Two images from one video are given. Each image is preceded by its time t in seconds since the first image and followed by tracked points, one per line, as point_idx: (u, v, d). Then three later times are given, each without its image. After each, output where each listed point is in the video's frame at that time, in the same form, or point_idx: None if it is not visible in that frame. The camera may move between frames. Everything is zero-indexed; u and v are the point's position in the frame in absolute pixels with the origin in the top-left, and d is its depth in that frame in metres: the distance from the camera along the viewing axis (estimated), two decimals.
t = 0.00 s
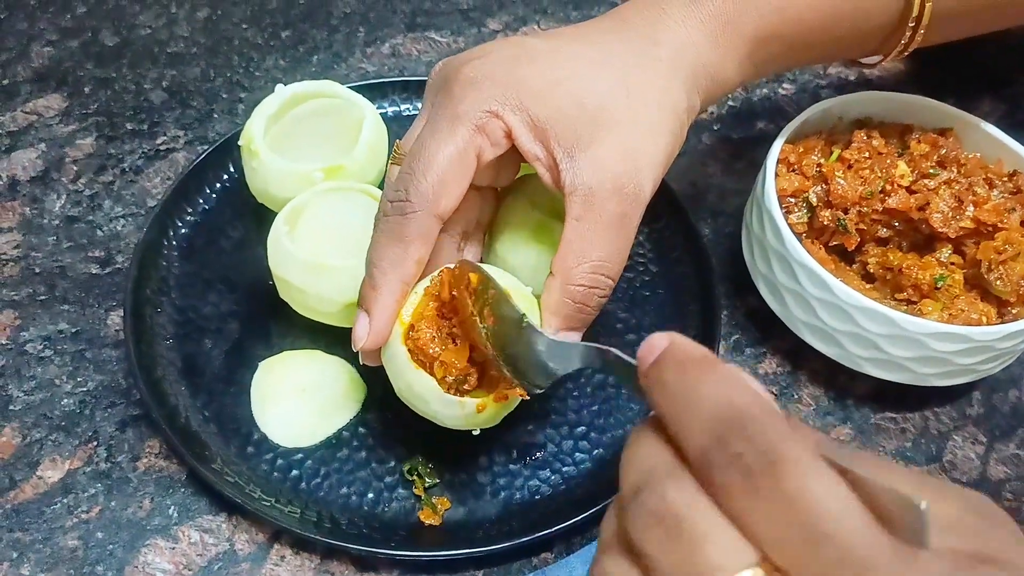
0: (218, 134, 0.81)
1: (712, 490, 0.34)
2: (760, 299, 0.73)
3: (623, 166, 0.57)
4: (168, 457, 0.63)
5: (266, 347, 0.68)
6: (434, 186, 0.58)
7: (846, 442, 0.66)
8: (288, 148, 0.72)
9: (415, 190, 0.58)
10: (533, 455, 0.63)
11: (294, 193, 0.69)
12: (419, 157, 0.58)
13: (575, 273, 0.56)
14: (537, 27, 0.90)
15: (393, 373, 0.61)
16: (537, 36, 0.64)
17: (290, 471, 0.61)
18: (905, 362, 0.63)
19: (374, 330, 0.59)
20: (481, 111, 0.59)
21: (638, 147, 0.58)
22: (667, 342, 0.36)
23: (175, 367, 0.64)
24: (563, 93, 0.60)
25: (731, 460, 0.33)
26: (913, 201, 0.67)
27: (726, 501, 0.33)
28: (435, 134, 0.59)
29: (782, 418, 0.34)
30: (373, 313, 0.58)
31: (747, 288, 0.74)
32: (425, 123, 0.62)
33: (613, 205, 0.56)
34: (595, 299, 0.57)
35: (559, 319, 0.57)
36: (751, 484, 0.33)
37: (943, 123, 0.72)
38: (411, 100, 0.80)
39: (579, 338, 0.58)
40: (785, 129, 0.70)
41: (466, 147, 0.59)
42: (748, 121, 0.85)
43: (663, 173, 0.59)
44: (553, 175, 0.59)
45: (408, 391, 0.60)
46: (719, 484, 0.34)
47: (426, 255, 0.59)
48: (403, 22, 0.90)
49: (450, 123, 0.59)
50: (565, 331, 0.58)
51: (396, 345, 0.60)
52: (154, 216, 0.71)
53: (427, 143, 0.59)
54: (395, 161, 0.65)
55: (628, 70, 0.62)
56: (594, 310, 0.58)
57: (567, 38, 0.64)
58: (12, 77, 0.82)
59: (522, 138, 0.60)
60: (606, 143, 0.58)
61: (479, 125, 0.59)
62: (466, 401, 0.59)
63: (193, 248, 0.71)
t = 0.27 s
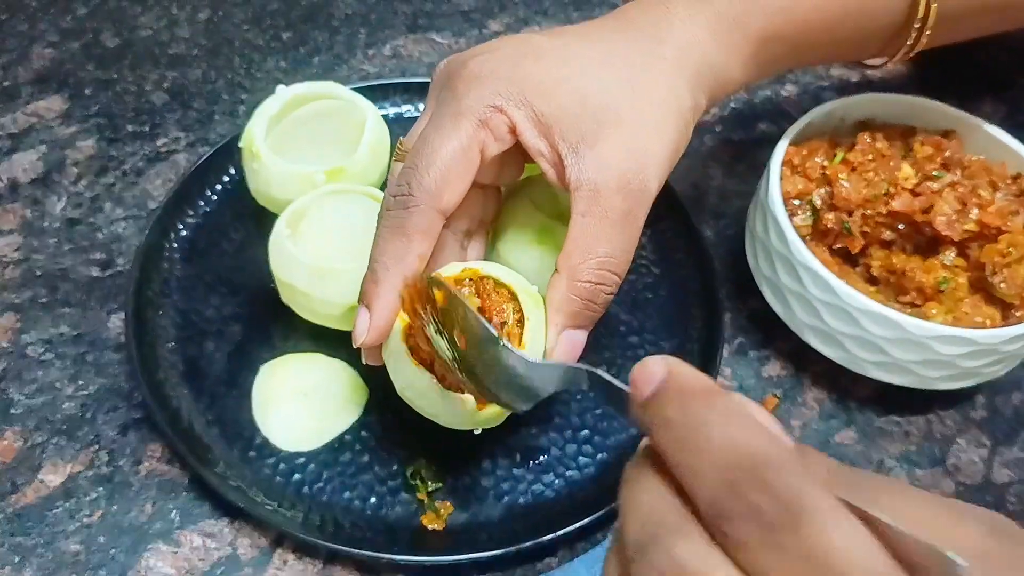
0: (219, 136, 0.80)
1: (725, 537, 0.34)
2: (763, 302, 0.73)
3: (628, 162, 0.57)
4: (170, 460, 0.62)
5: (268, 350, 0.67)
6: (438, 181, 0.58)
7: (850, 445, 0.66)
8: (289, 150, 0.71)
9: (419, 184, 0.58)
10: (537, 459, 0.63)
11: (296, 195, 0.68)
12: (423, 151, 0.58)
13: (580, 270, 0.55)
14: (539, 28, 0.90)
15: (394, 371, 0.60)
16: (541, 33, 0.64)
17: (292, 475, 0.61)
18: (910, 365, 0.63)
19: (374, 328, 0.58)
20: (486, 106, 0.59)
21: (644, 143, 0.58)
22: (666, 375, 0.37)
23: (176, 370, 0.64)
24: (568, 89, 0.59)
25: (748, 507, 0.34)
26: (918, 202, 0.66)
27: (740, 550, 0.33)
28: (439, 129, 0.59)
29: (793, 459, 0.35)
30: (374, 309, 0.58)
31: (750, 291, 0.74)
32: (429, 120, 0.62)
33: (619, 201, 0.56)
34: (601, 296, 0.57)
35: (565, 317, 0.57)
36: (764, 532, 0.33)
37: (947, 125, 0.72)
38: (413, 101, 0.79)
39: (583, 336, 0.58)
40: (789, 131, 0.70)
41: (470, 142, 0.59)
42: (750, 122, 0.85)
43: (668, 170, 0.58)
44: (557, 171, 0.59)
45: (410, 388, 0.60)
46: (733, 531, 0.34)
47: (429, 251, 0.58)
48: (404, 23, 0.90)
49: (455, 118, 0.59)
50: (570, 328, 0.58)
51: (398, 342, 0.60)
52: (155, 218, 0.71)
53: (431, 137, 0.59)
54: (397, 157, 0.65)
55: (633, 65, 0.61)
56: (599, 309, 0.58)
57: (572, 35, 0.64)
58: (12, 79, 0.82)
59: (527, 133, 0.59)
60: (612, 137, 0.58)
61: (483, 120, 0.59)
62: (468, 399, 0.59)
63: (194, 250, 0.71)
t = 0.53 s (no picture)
0: (221, 138, 0.81)
1: (752, 527, 0.35)
2: (764, 303, 0.73)
3: (631, 160, 0.57)
4: (173, 462, 0.62)
5: (271, 352, 0.68)
6: (440, 177, 0.58)
7: (850, 447, 0.66)
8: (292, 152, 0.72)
9: (421, 180, 0.58)
10: (538, 461, 0.63)
11: (298, 197, 0.69)
12: (425, 147, 0.59)
13: (582, 267, 0.56)
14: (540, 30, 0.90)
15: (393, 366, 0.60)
16: (544, 31, 0.64)
17: (295, 476, 0.61)
18: (909, 366, 0.63)
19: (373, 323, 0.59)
20: (489, 102, 0.60)
21: (646, 141, 0.58)
22: (687, 368, 0.39)
23: (179, 372, 0.64)
24: (571, 86, 0.60)
25: (775, 496, 0.34)
26: (918, 204, 0.67)
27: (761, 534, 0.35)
28: (442, 126, 0.59)
29: (821, 449, 0.35)
30: (374, 304, 0.58)
31: (751, 292, 0.74)
32: (431, 116, 0.62)
33: (621, 198, 0.56)
34: (602, 293, 0.57)
35: (566, 314, 0.58)
36: (785, 518, 0.34)
37: (948, 127, 0.72)
38: (414, 103, 0.80)
39: (584, 333, 0.59)
40: (789, 133, 0.70)
41: (473, 138, 0.59)
42: (751, 124, 0.85)
43: (671, 169, 0.59)
44: (560, 168, 0.60)
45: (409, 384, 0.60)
46: (754, 517, 0.35)
47: (428, 246, 0.59)
48: (406, 25, 0.90)
49: (457, 115, 0.59)
50: (571, 325, 0.58)
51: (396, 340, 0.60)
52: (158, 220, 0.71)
53: (434, 134, 0.59)
54: (399, 154, 0.65)
55: (635, 64, 0.62)
56: (600, 306, 0.58)
57: (575, 33, 0.64)
58: (15, 81, 0.82)
59: (529, 129, 0.60)
60: (614, 134, 0.58)
61: (485, 117, 0.59)
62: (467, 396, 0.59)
63: (197, 252, 0.71)
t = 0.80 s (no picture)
0: (222, 137, 0.81)
1: (775, 479, 0.31)
2: (764, 302, 0.73)
3: (631, 157, 0.57)
4: (174, 459, 0.63)
5: (271, 349, 0.68)
6: (439, 173, 0.58)
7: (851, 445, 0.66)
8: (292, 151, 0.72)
9: (420, 176, 0.58)
10: (539, 458, 0.63)
11: (299, 195, 0.69)
12: (425, 143, 0.59)
13: (582, 264, 0.56)
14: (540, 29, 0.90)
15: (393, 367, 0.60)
16: (544, 27, 0.64)
17: (296, 473, 0.61)
18: (909, 363, 0.63)
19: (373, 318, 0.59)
20: (489, 98, 0.60)
21: (646, 137, 0.58)
22: (711, 325, 0.34)
23: (180, 370, 0.64)
24: (571, 83, 0.60)
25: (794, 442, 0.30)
26: (918, 202, 0.67)
27: (788, 489, 0.30)
28: (442, 122, 0.59)
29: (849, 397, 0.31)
30: (373, 300, 0.58)
31: (751, 290, 0.74)
32: (430, 112, 0.62)
33: (621, 196, 0.57)
34: (602, 290, 0.57)
35: (565, 310, 0.57)
36: (819, 471, 0.29)
37: (948, 125, 0.72)
38: (414, 101, 0.80)
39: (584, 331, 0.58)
40: (790, 131, 0.70)
41: (473, 135, 0.59)
42: (751, 123, 0.85)
43: (671, 166, 0.59)
44: (560, 165, 0.60)
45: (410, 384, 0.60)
46: (782, 469, 0.30)
47: (429, 241, 0.59)
48: (406, 23, 0.90)
49: (457, 111, 0.59)
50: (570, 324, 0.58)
51: (396, 339, 0.60)
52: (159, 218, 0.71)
53: (434, 130, 0.59)
54: (397, 149, 0.65)
55: (635, 60, 0.62)
56: (600, 303, 0.58)
57: (575, 29, 0.64)
58: (15, 79, 0.82)
59: (528, 126, 0.60)
60: (615, 131, 0.58)
61: (485, 113, 0.59)
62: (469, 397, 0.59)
63: (198, 250, 0.71)
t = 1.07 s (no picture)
0: (226, 135, 0.81)
1: (769, 423, 0.31)
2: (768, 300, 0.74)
3: (638, 155, 0.57)
4: (179, 456, 0.63)
5: (276, 347, 0.68)
6: (446, 171, 0.58)
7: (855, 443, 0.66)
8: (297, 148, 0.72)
9: (427, 174, 0.58)
10: (544, 456, 0.63)
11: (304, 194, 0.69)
12: (432, 142, 0.59)
13: (590, 263, 0.55)
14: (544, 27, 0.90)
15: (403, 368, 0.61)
16: (550, 27, 0.65)
17: (301, 471, 0.61)
18: (914, 361, 0.64)
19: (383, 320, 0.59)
20: (496, 98, 0.60)
21: (653, 135, 0.58)
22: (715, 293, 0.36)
23: (185, 367, 0.64)
24: (578, 82, 0.60)
25: (785, 383, 0.31)
26: (921, 201, 0.67)
27: (781, 433, 0.31)
28: (449, 121, 0.59)
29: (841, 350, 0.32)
30: (382, 299, 0.58)
31: (755, 289, 0.74)
32: (437, 112, 0.63)
33: (628, 194, 0.57)
34: (611, 290, 0.57)
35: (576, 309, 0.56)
36: (810, 413, 0.30)
37: (952, 123, 0.73)
38: (419, 100, 0.80)
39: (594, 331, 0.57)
40: (794, 130, 0.71)
41: (479, 133, 0.59)
42: (755, 121, 0.85)
43: (678, 164, 0.59)
44: (566, 163, 0.60)
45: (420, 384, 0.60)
46: (774, 414, 0.31)
47: (436, 240, 0.59)
48: (410, 22, 0.90)
49: (464, 110, 0.60)
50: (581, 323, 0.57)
51: (406, 339, 0.60)
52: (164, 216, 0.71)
53: (441, 129, 0.59)
54: (403, 148, 0.65)
55: (640, 59, 0.62)
56: (609, 302, 0.57)
57: (581, 28, 0.65)
58: (20, 77, 0.82)
59: (535, 125, 0.60)
60: (621, 129, 0.58)
61: (492, 112, 0.60)
62: (480, 395, 0.59)
63: (202, 248, 0.71)
